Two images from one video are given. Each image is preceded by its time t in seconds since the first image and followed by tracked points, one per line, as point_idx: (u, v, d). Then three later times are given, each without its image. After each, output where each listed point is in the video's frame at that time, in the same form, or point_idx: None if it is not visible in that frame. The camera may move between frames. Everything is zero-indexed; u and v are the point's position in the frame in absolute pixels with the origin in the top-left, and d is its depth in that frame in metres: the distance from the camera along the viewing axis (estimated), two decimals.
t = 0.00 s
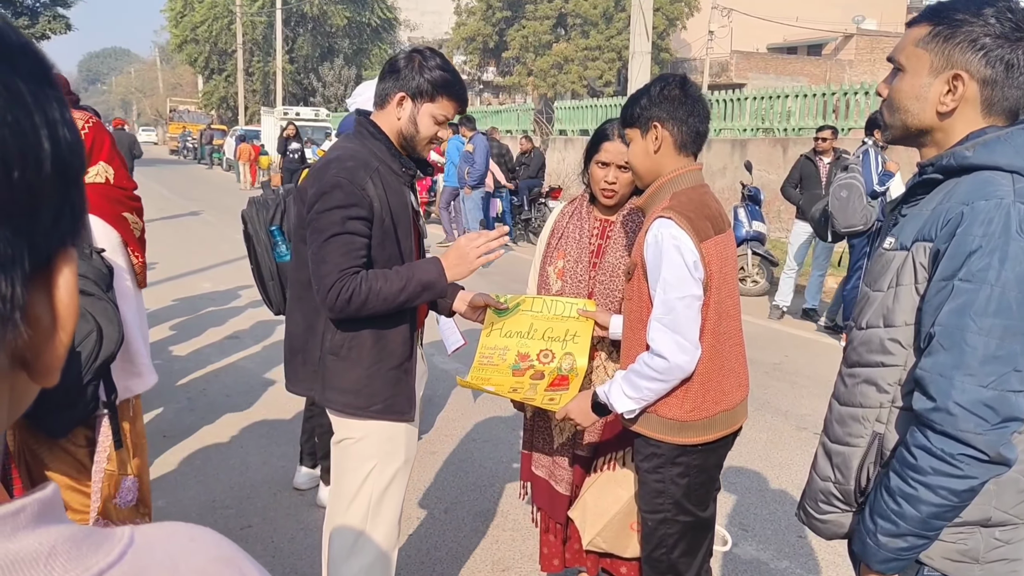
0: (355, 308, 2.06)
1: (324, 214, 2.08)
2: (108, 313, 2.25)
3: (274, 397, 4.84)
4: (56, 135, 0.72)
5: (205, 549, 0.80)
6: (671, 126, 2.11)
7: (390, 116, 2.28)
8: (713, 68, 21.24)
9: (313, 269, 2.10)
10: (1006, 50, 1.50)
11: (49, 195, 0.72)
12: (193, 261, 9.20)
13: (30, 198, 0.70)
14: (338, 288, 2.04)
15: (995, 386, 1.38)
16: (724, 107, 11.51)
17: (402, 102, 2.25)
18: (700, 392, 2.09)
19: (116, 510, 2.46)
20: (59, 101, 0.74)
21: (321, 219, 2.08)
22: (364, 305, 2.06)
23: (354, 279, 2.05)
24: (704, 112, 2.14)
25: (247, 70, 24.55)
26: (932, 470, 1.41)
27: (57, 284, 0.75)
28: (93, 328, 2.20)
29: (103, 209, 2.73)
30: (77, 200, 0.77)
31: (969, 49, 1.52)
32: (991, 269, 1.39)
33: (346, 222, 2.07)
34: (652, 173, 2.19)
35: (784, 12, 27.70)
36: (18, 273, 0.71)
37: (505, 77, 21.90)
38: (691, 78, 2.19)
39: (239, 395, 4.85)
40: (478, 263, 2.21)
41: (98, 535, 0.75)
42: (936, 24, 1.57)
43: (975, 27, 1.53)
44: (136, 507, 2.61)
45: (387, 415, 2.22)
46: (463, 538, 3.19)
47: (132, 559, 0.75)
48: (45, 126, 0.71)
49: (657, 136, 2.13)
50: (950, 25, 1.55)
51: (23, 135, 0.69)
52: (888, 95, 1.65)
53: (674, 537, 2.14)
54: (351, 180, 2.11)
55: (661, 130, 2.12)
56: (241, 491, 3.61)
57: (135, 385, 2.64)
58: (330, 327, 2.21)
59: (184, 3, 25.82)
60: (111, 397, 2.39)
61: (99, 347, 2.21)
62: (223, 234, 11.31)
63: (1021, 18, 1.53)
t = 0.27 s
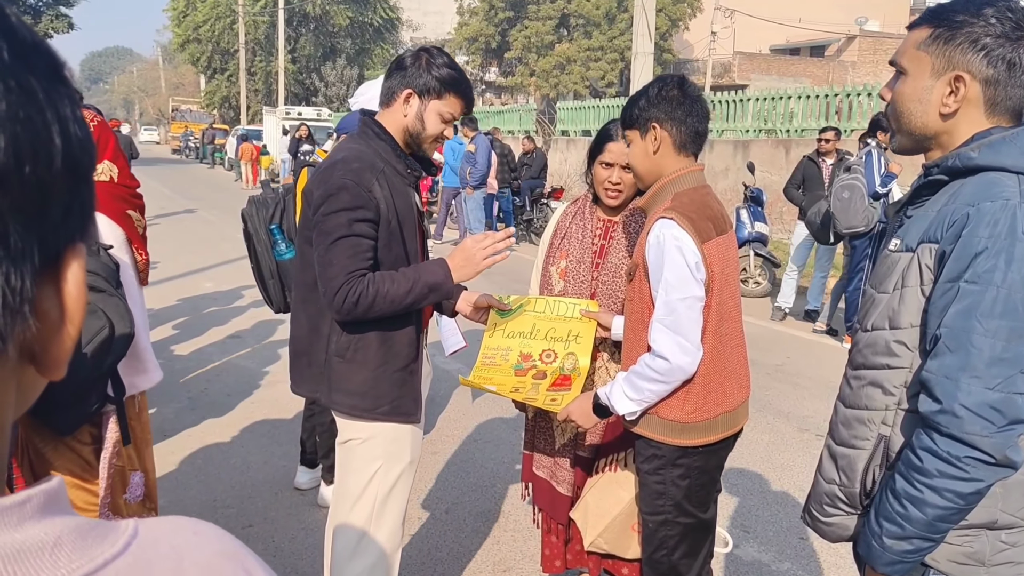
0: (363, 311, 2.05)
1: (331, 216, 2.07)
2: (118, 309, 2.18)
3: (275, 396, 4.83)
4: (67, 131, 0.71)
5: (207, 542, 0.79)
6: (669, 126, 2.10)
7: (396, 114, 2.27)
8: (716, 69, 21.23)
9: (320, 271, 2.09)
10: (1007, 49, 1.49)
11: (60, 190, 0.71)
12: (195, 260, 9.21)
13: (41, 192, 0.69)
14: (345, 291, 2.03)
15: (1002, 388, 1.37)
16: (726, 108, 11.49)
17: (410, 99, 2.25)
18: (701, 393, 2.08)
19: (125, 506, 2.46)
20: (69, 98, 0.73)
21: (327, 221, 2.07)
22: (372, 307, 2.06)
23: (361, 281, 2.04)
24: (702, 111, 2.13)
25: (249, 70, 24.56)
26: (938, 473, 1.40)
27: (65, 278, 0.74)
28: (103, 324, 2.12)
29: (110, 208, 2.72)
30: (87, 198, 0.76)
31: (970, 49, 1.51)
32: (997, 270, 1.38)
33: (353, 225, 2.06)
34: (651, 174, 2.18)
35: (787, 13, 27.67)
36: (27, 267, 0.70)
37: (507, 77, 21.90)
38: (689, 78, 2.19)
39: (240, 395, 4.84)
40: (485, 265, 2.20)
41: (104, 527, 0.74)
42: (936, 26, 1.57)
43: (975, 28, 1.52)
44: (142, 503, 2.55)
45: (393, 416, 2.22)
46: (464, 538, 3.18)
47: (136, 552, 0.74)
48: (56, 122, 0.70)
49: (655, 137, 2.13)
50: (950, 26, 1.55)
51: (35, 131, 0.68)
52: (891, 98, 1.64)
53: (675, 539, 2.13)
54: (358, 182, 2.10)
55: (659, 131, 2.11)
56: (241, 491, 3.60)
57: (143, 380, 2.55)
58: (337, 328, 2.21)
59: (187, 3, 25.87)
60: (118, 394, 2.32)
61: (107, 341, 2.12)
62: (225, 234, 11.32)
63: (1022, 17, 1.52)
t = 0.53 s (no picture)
0: (364, 309, 2.06)
1: (333, 214, 2.07)
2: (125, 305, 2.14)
3: (276, 394, 4.84)
4: (67, 134, 0.72)
5: (205, 538, 0.77)
6: (666, 127, 2.11)
7: (399, 114, 2.28)
8: (717, 68, 21.22)
9: (322, 270, 2.09)
10: (1005, 52, 1.50)
11: (62, 192, 0.72)
12: (197, 259, 9.22)
13: (41, 192, 0.70)
14: (346, 289, 2.04)
15: (1002, 390, 1.38)
16: (727, 108, 11.49)
17: (413, 98, 2.25)
18: (698, 394, 2.09)
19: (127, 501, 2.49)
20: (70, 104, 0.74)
21: (329, 219, 2.08)
22: (373, 305, 2.06)
23: (363, 279, 2.05)
24: (698, 112, 2.14)
25: (251, 68, 24.55)
26: (938, 475, 1.41)
27: (65, 278, 0.74)
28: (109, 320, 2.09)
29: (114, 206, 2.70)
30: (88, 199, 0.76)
31: (967, 53, 1.52)
32: (998, 273, 1.39)
33: (355, 223, 2.07)
34: (650, 175, 2.18)
35: (789, 13, 27.65)
36: (28, 266, 0.70)
37: (509, 76, 21.90)
38: (686, 79, 2.20)
39: (241, 393, 4.85)
40: (486, 265, 2.21)
41: (104, 523, 0.73)
42: (934, 29, 1.58)
43: (972, 30, 1.53)
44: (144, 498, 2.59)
45: (394, 415, 2.23)
46: (464, 537, 3.19)
47: (135, 547, 0.72)
48: (57, 125, 0.71)
49: (652, 138, 2.14)
50: (948, 29, 1.56)
51: (36, 134, 0.69)
52: (890, 102, 1.65)
53: (671, 539, 2.14)
54: (360, 180, 2.11)
55: (655, 132, 2.12)
56: (243, 489, 3.61)
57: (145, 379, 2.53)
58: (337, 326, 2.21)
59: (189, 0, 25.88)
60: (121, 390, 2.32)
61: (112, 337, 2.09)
62: (226, 232, 11.33)
63: (1018, 19, 1.53)
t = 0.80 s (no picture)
0: (361, 307, 2.05)
1: (330, 211, 2.07)
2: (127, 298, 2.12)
3: (276, 394, 4.83)
4: (48, 125, 0.71)
5: (190, 533, 0.76)
6: (662, 125, 2.10)
7: (398, 112, 2.27)
8: (718, 68, 21.20)
9: (319, 267, 2.09)
10: (1005, 51, 1.49)
11: (42, 183, 0.71)
12: (198, 258, 9.22)
13: (22, 182, 0.69)
14: (343, 286, 2.03)
15: (1003, 390, 1.37)
16: (728, 107, 11.47)
17: (410, 97, 2.25)
18: (693, 394, 2.08)
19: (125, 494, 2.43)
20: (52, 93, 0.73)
21: (326, 216, 2.07)
22: (370, 303, 2.06)
23: (360, 277, 2.04)
24: (696, 110, 2.14)
25: (252, 67, 24.54)
26: (939, 475, 1.40)
27: (47, 270, 0.74)
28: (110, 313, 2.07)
29: (114, 198, 2.68)
30: (71, 190, 0.76)
31: (967, 52, 1.51)
32: (999, 273, 1.38)
33: (351, 220, 2.06)
34: (648, 174, 2.17)
35: (790, 12, 27.63)
36: (9, 256, 0.70)
37: (510, 75, 21.89)
38: (684, 77, 2.19)
39: (240, 392, 4.85)
40: (483, 263, 2.20)
41: (87, 517, 0.72)
42: (933, 28, 1.57)
43: (972, 29, 1.52)
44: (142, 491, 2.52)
45: (391, 413, 2.22)
46: (464, 537, 3.18)
47: (119, 540, 0.71)
48: (38, 117, 0.71)
49: (650, 137, 2.13)
50: (947, 28, 1.55)
51: (16, 125, 0.68)
52: (890, 102, 1.64)
53: (663, 539, 2.13)
54: (357, 178, 2.10)
55: (652, 131, 2.11)
56: (242, 488, 3.60)
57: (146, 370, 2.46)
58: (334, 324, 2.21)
59: None
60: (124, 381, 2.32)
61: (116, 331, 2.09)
62: (227, 231, 11.32)
63: (1019, 17, 1.51)
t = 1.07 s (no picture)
0: (355, 304, 2.05)
1: (325, 208, 2.07)
2: (134, 284, 2.22)
3: (276, 392, 4.83)
4: (38, 119, 0.71)
5: (181, 525, 0.76)
6: (662, 125, 2.10)
7: (396, 111, 2.27)
8: (719, 67, 21.19)
9: (314, 264, 2.09)
10: (1005, 50, 1.48)
11: (30, 177, 0.71)
12: (198, 256, 9.22)
13: (11, 175, 0.69)
14: (337, 283, 2.03)
15: (1002, 390, 1.37)
16: (729, 106, 11.46)
17: (408, 96, 2.24)
18: (690, 393, 2.08)
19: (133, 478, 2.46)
20: (42, 88, 0.73)
21: (321, 213, 2.07)
22: (364, 300, 2.06)
23: (354, 274, 2.05)
24: (697, 110, 2.14)
25: (252, 66, 24.55)
26: (937, 475, 1.40)
27: (35, 263, 0.74)
28: (119, 300, 2.18)
29: (114, 187, 2.69)
30: (60, 183, 0.76)
31: (966, 51, 1.51)
32: (998, 272, 1.38)
33: (346, 217, 2.06)
34: (648, 173, 2.17)
35: (791, 12, 27.61)
36: None
37: (511, 74, 21.88)
38: (685, 76, 2.18)
39: (241, 390, 4.85)
40: (479, 261, 2.20)
41: (76, 509, 0.72)
42: (931, 28, 1.57)
43: (971, 29, 1.52)
44: (150, 476, 2.54)
45: (388, 411, 2.22)
46: (463, 536, 3.18)
47: (108, 531, 0.71)
48: (26, 109, 0.70)
49: (650, 137, 2.12)
50: (946, 28, 1.54)
51: (3, 118, 0.68)
52: (889, 102, 1.64)
53: (660, 538, 2.13)
54: (352, 175, 2.10)
55: (653, 131, 2.11)
56: (242, 487, 3.61)
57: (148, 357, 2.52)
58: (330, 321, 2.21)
59: None
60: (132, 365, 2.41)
61: (124, 317, 2.19)
62: (227, 230, 11.32)
63: (1017, 16, 1.51)
